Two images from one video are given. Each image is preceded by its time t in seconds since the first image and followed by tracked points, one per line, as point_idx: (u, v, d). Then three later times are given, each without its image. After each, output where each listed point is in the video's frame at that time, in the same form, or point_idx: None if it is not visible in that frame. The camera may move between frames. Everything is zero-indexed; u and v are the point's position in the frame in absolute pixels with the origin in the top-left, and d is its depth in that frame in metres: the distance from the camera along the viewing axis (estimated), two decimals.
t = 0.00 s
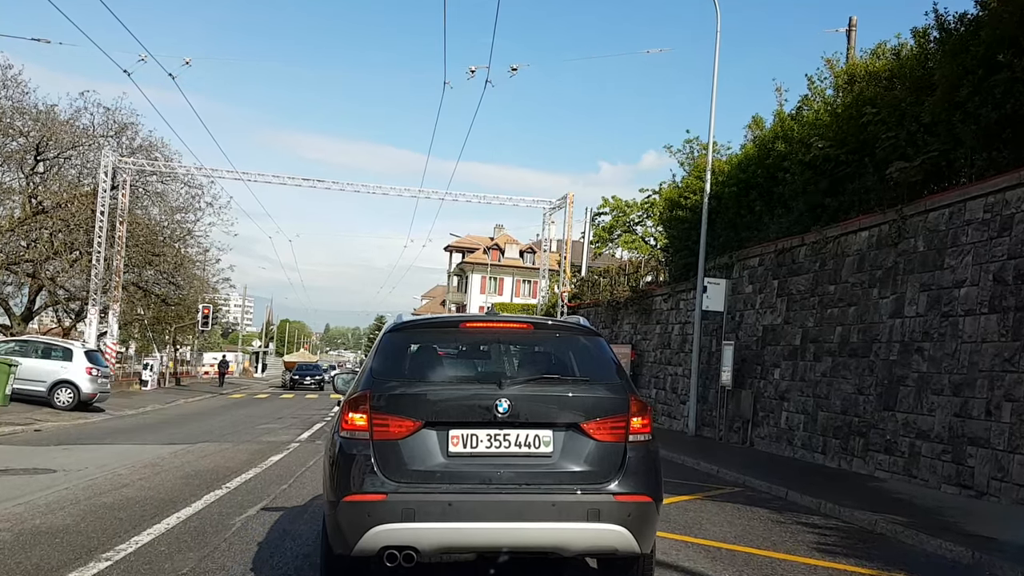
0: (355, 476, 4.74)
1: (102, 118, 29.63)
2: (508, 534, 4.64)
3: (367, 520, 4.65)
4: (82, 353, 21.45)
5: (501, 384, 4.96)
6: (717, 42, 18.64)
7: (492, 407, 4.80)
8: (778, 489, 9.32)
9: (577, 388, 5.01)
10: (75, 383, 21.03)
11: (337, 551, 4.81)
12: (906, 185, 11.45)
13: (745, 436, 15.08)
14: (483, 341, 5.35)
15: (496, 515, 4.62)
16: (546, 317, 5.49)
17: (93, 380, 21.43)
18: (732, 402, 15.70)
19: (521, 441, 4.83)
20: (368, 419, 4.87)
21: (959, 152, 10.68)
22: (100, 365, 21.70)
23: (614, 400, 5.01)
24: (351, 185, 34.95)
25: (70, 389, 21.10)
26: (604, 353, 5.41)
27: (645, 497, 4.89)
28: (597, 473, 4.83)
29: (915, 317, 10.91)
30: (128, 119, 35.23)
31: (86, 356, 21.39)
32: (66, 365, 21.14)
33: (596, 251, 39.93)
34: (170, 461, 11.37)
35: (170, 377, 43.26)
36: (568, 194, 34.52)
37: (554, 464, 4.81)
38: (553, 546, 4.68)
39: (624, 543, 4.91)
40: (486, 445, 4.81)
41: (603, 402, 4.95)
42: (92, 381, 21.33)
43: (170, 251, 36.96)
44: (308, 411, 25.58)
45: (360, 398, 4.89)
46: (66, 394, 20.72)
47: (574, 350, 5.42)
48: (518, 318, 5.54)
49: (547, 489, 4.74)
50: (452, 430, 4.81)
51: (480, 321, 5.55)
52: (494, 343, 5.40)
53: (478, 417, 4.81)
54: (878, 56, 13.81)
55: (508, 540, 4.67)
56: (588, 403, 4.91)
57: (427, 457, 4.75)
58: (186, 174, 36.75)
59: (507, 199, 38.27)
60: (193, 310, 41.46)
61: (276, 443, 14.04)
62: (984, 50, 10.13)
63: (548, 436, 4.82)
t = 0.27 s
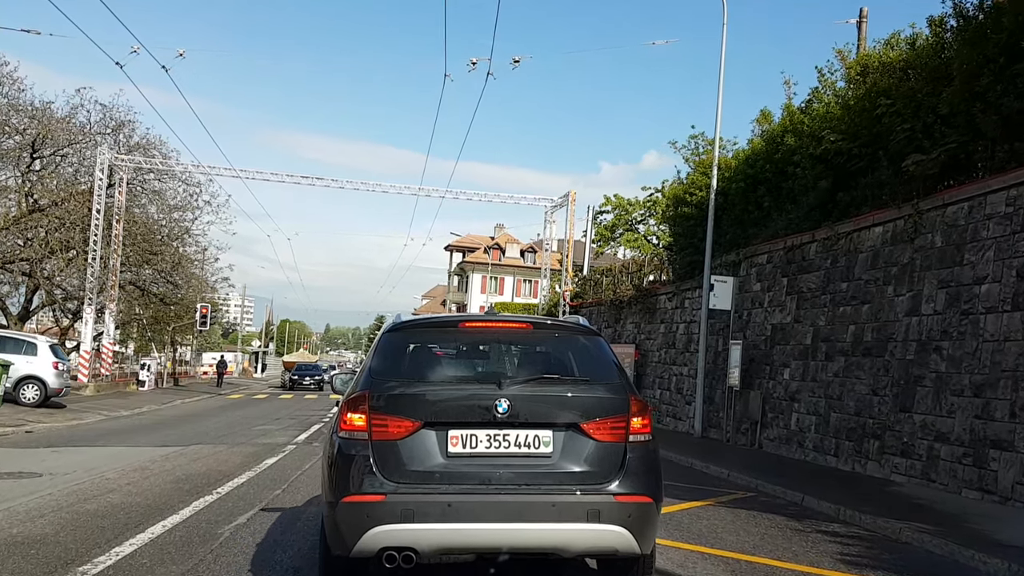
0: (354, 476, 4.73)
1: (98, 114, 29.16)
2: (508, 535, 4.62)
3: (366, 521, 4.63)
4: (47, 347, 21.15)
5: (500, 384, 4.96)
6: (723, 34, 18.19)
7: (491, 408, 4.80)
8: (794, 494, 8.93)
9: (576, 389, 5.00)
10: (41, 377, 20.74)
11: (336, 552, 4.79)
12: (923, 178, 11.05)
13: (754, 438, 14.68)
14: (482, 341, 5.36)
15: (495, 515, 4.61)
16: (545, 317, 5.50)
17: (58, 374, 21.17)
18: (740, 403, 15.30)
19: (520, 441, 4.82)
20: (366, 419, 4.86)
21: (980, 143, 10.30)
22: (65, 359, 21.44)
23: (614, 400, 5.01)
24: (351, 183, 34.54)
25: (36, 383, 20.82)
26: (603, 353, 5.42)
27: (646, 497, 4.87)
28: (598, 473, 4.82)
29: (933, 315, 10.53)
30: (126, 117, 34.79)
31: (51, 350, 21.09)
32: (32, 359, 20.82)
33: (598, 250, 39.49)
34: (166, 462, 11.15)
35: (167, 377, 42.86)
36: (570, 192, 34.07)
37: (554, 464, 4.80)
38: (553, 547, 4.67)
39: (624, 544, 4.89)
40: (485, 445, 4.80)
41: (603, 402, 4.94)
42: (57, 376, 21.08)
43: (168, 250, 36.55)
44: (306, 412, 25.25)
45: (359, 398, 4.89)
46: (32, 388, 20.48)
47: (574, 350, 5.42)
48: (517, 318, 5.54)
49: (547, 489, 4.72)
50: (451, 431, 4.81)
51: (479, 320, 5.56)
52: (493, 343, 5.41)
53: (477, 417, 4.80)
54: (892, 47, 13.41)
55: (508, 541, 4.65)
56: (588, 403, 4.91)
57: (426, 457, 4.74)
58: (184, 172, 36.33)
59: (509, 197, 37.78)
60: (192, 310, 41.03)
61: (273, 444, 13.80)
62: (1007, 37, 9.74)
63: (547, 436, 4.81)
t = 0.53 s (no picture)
0: (352, 477, 4.69)
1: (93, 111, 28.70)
2: (507, 536, 4.60)
3: (364, 522, 4.60)
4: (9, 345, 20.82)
5: (499, 384, 4.92)
6: (730, 26, 17.76)
7: (490, 409, 4.75)
8: (811, 500, 8.52)
9: (575, 389, 4.95)
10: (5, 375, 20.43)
11: (335, 553, 4.76)
12: (942, 171, 10.64)
13: (763, 441, 14.27)
14: (481, 341, 5.29)
15: (494, 517, 4.58)
16: (545, 316, 5.43)
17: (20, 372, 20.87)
18: (749, 405, 14.90)
19: (520, 442, 4.78)
20: (364, 420, 4.81)
21: (1003, 136, 9.89)
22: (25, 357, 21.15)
23: (613, 399, 4.97)
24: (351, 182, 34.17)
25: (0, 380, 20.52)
26: (603, 354, 5.36)
27: (645, 498, 4.84)
28: (597, 474, 4.79)
29: (952, 314, 10.13)
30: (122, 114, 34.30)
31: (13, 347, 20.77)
32: None
33: (601, 250, 39.13)
34: (159, 465, 10.90)
35: (165, 378, 42.48)
36: (572, 190, 33.67)
37: (554, 465, 4.77)
38: (551, 548, 4.64)
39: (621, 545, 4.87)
40: (485, 446, 4.76)
41: (603, 403, 4.90)
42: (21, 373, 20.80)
43: (165, 249, 36.13)
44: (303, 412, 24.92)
45: (357, 398, 4.84)
46: None
47: (573, 351, 5.35)
48: (517, 318, 5.46)
49: (546, 490, 4.70)
50: (450, 431, 4.76)
51: (479, 320, 5.48)
52: (493, 343, 5.32)
53: (477, 418, 4.76)
54: (907, 37, 13.01)
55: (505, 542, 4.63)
56: (587, 403, 4.87)
57: (424, 457, 4.71)
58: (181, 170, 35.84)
59: (510, 196, 37.33)
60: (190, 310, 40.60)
61: (269, 444, 13.53)
62: None
63: (547, 437, 4.77)
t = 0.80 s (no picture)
0: (352, 477, 4.75)
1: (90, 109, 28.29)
2: (505, 536, 4.64)
3: (363, 522, 4.65)
4: None
5: (497, 385, 4.97)
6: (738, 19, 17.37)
7: (489, 409, 4.80)
8: (829, 508, 8.16)
9: (573, 389, 5.00)
10: None
11: (335, 553, 4.80)
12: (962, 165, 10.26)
13: (772, 443, 13.88)
14: (480, 341, 5.33)
15: (492, 516, 4.63)
16: (544, 317, 5.47)
17: None
18: (757, 406, 14.52)
19: (518, 442, 4.83)
20: (363, 420, 4.86)
21: None
22: None
23: (611, 399, 5.02)
24: (352, 181, 33.82)
25: None
26: (601, 354, 5.40)
27: (643, 497, 4.88)
28: (595, 474, 4.82)
29: (971, 313, 9.78)
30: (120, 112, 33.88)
31: None
32: None
33: (602, 249, 38.79)
34: (155, 467, 10.70)
35: (163, 378, 42.15)
36: (574, 188, 33.33)
37: (552, 465, 4.81)
38: (548, 547, 4.69)
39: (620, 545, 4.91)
40: (483, 446, 4.81)
41: (601, 403, 4.94)
42: None
43: (163, 248, 35.71)
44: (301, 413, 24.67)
45: (356, 398, 4.90)
46: None
47: (572, 351, 5.39)
48: (516, 318, 5.51)
49: (544, 490, 4.74)
50: (449, 431, 4.81)
51: (478, 320, 5.53)
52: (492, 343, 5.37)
53: (475, 417, 4.81)
54: (922, 28, 12.65)
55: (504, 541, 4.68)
56: (585, 403, 4.92)
57: (423, 457, 4.76)
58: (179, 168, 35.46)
59: (511, 194, 36.92)
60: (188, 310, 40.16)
61: (265, 446, 13.35)
62: None
63: (545, 437, 4.83)
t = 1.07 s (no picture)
0: (351, 476, 4.70)
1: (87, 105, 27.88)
2: (504, 535, 4.59)
3: (362, 521, 4.60)
4: None
5: (496, 384, 4.93)
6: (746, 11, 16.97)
7: (488, 408, 4.74)
8: (849, 513, 7.80)
9: (570, 388, 4.95)
10: None
11: (333, 553, 4.75)
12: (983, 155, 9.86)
13: (783, 445, 13.48)
14: (479, 340, 5.29)
15: (491, 515, 4.58)
16: (543, 317, 5.43)
17: None
18: (767, 407, 14.12)
19: (517, 441, 4.78)
20: (362, 419, 4.81)
21: None
22: None
23: (610, 399, 4.97)
24: (352, 179, 33.46)
25: None
26: (601, 354, 5.36)
27: (642, 497, 4.84)
28: (594, 473, 4.78)
29: (994, 309, 9.39)
30: (117, 109, 33.46)
31: None
32: None
33: (605, 248, 38.43)
34: (148, 469, 10.44)
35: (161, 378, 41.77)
36: (576, 186, 32.96)
37: (551, 464, 4.76)
38: (547, 547, 4.63)
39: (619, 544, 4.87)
40: (482, 445, 4.76)
41: (600, 402, 4.90)
42: None
43: (160, 247, 35.27)
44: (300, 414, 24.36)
45: (355, 397, 4.86)
46: None
47: (571, 351, 5.35)
48: (515, 318, 5.47)
49: (543, 489, 4.70)
50: (448, 430, 4.76)
51: (477, 319, 5.48)
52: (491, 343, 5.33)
53: (474, 417, 4.76)
54: (940, 16, 12.25)
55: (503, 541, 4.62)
56: (583, 403, 4.87)
57: (421, 457, 4.71)
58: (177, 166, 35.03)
59: (513, 192, 36.48)
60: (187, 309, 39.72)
61: (262, 447, 13.12)
62: None
63: (544, 436, 4.78)
